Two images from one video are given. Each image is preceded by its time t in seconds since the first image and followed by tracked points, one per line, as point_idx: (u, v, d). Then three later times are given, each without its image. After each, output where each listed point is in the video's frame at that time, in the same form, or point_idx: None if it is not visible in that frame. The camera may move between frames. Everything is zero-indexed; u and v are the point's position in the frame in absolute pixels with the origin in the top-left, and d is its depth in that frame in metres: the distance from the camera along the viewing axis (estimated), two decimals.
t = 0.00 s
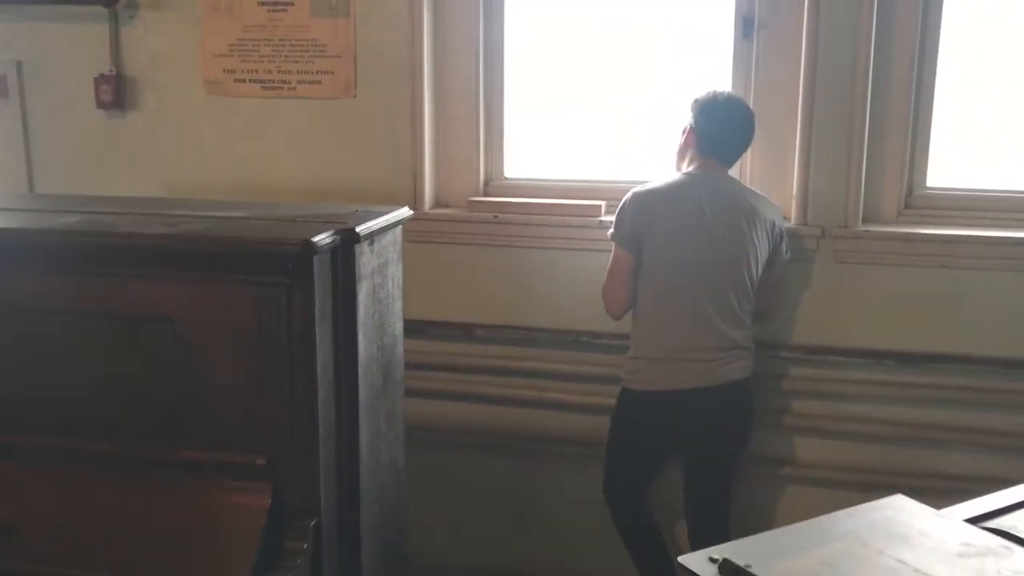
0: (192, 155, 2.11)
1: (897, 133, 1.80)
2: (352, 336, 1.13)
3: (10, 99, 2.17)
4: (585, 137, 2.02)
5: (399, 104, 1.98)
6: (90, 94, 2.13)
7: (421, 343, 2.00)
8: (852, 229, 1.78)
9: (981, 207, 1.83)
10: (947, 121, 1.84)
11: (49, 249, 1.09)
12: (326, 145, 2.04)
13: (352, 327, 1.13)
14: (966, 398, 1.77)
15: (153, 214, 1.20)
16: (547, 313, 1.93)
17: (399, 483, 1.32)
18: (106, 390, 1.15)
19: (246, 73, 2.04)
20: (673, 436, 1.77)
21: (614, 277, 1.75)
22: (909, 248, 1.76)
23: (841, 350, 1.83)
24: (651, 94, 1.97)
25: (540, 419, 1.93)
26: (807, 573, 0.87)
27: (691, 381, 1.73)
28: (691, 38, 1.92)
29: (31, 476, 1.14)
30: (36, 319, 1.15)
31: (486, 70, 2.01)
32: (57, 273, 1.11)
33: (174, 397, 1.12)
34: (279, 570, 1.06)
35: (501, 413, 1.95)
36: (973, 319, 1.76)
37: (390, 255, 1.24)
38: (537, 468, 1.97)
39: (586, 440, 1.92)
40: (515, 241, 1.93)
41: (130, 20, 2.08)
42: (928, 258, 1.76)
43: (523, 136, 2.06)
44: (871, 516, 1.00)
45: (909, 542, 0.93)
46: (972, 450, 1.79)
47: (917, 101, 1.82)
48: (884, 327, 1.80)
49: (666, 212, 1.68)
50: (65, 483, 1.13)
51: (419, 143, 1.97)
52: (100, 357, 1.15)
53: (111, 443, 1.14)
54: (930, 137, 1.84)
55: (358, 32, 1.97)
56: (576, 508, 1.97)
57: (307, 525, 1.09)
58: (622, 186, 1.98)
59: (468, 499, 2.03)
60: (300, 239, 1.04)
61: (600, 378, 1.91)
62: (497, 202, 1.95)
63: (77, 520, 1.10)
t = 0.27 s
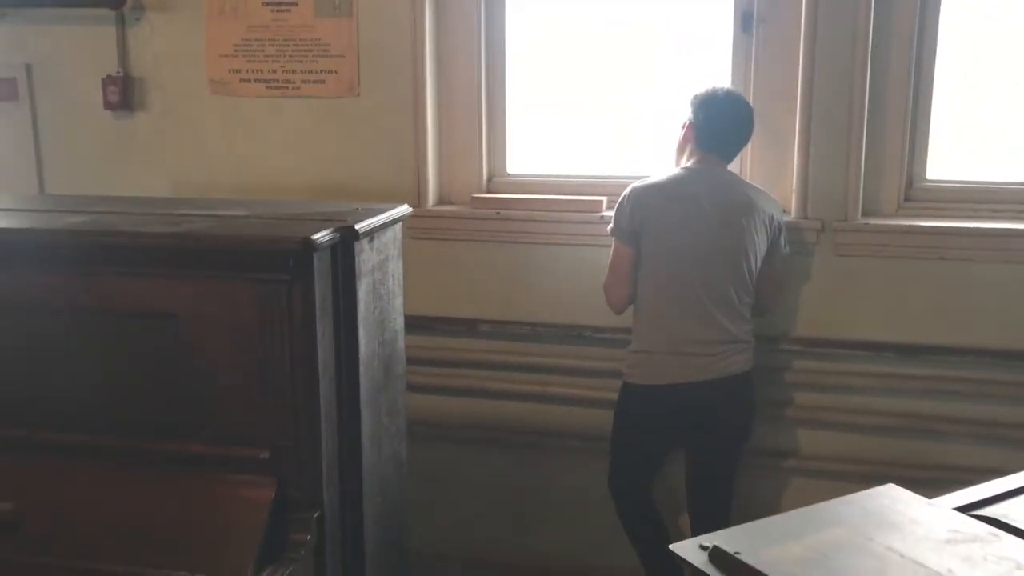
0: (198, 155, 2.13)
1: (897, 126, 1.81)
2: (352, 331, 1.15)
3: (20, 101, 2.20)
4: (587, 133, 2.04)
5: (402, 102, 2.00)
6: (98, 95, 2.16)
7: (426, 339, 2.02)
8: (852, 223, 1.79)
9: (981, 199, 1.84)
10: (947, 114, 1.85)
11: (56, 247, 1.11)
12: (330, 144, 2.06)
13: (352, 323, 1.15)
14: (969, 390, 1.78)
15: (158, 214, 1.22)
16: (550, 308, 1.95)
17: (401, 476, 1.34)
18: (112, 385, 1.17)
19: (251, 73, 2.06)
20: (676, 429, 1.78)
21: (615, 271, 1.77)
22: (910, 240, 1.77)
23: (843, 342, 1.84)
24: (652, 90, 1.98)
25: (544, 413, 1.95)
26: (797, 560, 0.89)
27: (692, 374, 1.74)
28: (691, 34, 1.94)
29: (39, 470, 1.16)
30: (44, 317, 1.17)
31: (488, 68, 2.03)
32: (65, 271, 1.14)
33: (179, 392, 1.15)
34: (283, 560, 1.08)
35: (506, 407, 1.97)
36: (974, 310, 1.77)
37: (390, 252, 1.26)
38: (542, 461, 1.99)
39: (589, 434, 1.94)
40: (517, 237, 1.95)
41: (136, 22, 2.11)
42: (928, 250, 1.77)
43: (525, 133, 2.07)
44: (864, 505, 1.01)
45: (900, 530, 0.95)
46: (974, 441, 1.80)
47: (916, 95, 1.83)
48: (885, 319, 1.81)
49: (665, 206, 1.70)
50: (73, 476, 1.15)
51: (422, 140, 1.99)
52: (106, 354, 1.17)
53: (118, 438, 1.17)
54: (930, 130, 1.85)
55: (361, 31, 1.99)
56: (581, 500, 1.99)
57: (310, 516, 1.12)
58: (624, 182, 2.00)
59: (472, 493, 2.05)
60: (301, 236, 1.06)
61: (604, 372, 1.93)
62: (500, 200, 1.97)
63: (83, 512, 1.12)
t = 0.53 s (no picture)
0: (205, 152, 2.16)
1: (896, 122, 1.81)
2: (346, 325, 1.17)
3: (30, 100, 2.24)
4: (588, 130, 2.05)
5: (405, 100, 2.02)
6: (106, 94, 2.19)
7: (429, 334, 2.05)
8: (851, 218, 1.80)
9: (980, 193, 1.84)
10: (946, 109, 1.85)
11: (57, 243, 1.14)
12: (334, 141, 2.08)
13: (347, 317, 1.17)
14: (969, 384, 1.78)
15: (158, 210, 1.25)
16: (551, 303, 1.97)
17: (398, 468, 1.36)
18: (112, 377, 1.20)
19: (256, 71, 2.08)
20: (676, 422, 1.80)
21: (616, 268, 1.78)
22: (908, 235, 1.78)
23: (842, 337, 1.85)
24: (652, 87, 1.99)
25: (545, 407, 1.97)
26: (775, 547, 0.90)
27: (691, 371, 1.76)
28: (691, 31, 1.95)
29: (43, 460, 1.19)
30: (48, 310, 1.20)
31: (490, 65, 2.04)
32: (67, 266, 1.16)
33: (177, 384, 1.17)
34: (279, 549, 1.11)
35: (507, 401, 1.99)
36: (973, 304, 1.77)
37: (385, 246, 1.28)
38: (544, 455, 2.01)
39: (590, 428, 1.95)
40: (518, 233, 1.97)
41: (143, 21, 2.14)
42: (927, 244, 1.77)
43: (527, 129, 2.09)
44: (848, 496, 1.02)
45: (880, 519, 0.97)
46: (974, 435, 1.80)
47: (915, 90, 1.83)
48: (883, 313, 1.82)
49: (665, 203, 1.72)
50: (74, 467, 1.18)
51: (424, 137, 2.01)
52: (107, 348, 1.20)
53: (119, 429, 1.20)
54: (929, 125, 1.85)
55: (363, 29, 2.01)
56: (583, 494, 2.01)
57: (305, 507, 1.14)
58: (624, 178, 2.01)
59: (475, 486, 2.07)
60: (294, 231, 1.08)
61: (604, 367, 1.94)
62: (503, 195, 1.98)
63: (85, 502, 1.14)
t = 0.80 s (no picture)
0: (216, 151, 2.21)
1: (892, 127, 1.83)
2: (339, 321, 1.21)
3: (48, 99, 2.29)
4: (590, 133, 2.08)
5: (410, 101, 2.06)
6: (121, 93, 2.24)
7: (432, 331, 2.09)
8: (847, 221, 1.82)
9: (977, 198, 1.85)
10: (944, 114, 1.87)
11: (62, 238, 1.18)
12: (341, 141, 2.12)
13: (339, 313, 1.21)
14: (963, 387, 1.79)
15: (161, 208, 1.29)
16: (551, 302, 2.01)
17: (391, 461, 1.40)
18: (114, 369, 1.24)
19: (266, 72, 2.13)
20: (672, 422, 1.82)
21: (615, 270, 1.81)
22: (903, 238, 1.79)
23: (838, 339, 1.86)
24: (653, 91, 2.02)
25: (544, 405, 2.00)
26: (740, 540, 0.93)
27: (688, 373, 1.78)
28: (692, 36, 1.98)
29: (47, 448, 1.24)
30: (53, 304, 1.25)
31: (494, 68, 2.08)
32: (72, 262, 1.21)
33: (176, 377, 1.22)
34: (270, 536, 1.15)
35: (507, 399, 2.02)
36: (967, 308, 1.79)
37: (379, 245, 1.32)
38: (543, 452, 2.04)
39: (588, 426, 1.98)
40: (519, 233, 2.00)
41: (157, 22, 2.19)
42: (922, 248, 1.79)
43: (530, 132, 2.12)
44: (819, 493, 1.05)
45: (848, 514, 0.99)
46: (968, 438, 1.81)
47: (913, 95, 1.85)
48: (878, 316, 1.84)
49: (665, 206, 1.74)
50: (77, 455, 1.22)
51: (428, 138, 2.05)
52: (109, 340, 1.24)
53: (120, 419, 1.24)
54: (926, 130, 1.87)
55: (370, 31, 2.06)
56: (581, 491, 2.03)
57: (296, 496, 1.18)
58: (625, 180, 2.04)
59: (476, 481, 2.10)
60: (286, 230, 1.12)
61: (602, 366, 1.97)
62: (505, 196, 2.01)
63: (88, 489, 1.19)
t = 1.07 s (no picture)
0: (231, 155, 2.26)
1: (893, 135, 1.85)
2: (332, 319, 1.25)
3: (69, 103, 2.36)
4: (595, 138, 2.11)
5: (418, 107, 2.10)
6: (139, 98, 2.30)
7: (437, 333, 2.12)
8: (846, 228, 1.83)
9: (977, 206, 1.86)
10: (945, 122, 1.88)
11: (69, 236, 1.23)
12: (351, 146, 2.17)
13: (332, 311, 1.25)
14: (960, 395, 1.80)
15: (165, 209, 1.34)
16: (554, 305, 2.04)
17: (385, 456, 1.44)
18: (119, 363, 1.29)
19: (279, 79, 2.18)
20: (670, 427, 1.84)
21: (615, 274, 1.83)
22: (901, 246, 1.80)
23: (836, 346, 1.88)
24: (657, 98, 2.05)
25: (546, 407, 2.03)
26: (705, 534, 0.96)
27: (687, 379, 1.79)
28: (695, 44, 2.00)
29: (53, 439, 1.29)
30: (61, 300, 1.30)
31: (501, 75, 2.12)
32: (78, 260, 1.26)
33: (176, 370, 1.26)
34: (262, 527, 1.19)
35: (510, 401, 2.05)
36: (965, 316, 1.80)
37: (375, 246, 1.36)
38: (545, 454, 2.07)
39: (589, 429, 2.01)
40: (523, 237, 2.03)
41: (174, 29, 2.24)
42: (920, 256, 1.80)
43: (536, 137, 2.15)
44: (794, 492, 1.07)
45: (816, 512, 1.01)
46: (966, 446, 1.81)
47: (913, 104, 1.86)
48: (877, 323, 1.85)
49: (665, 213, 1.76)
50: (81, 446, 1.27)
51: (435, 143, 2.09)
52: (114, 336, 1.29)
53: (123, 412, 1.28)
54: (927, 138, 1.88)
55: (380, 39, 2.10)
56: (581, 493, 2.06)
57: (289, 488, 1.22)
58: (629, 185, 2.06)
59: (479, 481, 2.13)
60: (280, 231, 1.16)
61: (603, 370, 2.00)
62: (509, 200, 2.04)
63: (90, 479, 1.24)
